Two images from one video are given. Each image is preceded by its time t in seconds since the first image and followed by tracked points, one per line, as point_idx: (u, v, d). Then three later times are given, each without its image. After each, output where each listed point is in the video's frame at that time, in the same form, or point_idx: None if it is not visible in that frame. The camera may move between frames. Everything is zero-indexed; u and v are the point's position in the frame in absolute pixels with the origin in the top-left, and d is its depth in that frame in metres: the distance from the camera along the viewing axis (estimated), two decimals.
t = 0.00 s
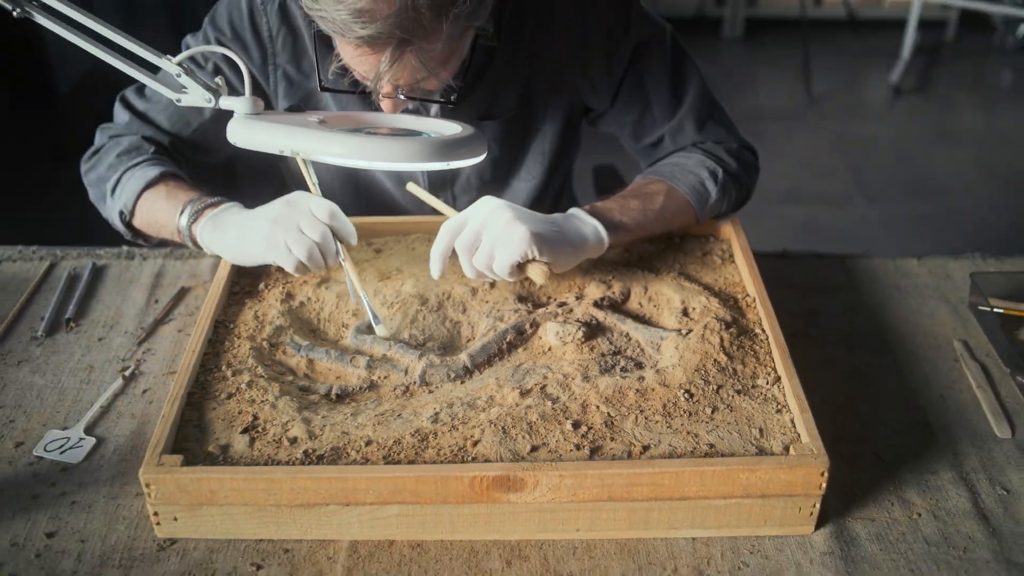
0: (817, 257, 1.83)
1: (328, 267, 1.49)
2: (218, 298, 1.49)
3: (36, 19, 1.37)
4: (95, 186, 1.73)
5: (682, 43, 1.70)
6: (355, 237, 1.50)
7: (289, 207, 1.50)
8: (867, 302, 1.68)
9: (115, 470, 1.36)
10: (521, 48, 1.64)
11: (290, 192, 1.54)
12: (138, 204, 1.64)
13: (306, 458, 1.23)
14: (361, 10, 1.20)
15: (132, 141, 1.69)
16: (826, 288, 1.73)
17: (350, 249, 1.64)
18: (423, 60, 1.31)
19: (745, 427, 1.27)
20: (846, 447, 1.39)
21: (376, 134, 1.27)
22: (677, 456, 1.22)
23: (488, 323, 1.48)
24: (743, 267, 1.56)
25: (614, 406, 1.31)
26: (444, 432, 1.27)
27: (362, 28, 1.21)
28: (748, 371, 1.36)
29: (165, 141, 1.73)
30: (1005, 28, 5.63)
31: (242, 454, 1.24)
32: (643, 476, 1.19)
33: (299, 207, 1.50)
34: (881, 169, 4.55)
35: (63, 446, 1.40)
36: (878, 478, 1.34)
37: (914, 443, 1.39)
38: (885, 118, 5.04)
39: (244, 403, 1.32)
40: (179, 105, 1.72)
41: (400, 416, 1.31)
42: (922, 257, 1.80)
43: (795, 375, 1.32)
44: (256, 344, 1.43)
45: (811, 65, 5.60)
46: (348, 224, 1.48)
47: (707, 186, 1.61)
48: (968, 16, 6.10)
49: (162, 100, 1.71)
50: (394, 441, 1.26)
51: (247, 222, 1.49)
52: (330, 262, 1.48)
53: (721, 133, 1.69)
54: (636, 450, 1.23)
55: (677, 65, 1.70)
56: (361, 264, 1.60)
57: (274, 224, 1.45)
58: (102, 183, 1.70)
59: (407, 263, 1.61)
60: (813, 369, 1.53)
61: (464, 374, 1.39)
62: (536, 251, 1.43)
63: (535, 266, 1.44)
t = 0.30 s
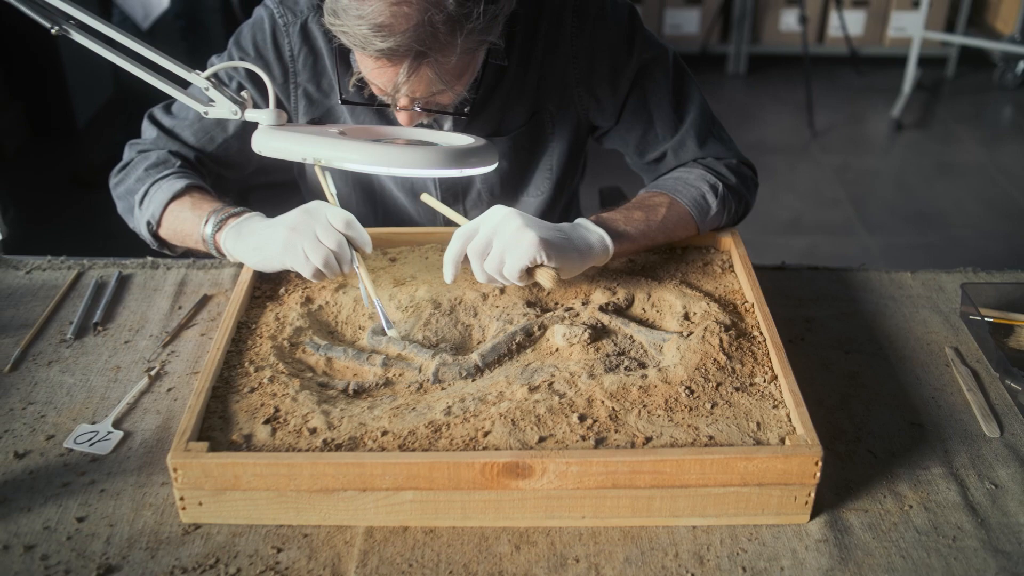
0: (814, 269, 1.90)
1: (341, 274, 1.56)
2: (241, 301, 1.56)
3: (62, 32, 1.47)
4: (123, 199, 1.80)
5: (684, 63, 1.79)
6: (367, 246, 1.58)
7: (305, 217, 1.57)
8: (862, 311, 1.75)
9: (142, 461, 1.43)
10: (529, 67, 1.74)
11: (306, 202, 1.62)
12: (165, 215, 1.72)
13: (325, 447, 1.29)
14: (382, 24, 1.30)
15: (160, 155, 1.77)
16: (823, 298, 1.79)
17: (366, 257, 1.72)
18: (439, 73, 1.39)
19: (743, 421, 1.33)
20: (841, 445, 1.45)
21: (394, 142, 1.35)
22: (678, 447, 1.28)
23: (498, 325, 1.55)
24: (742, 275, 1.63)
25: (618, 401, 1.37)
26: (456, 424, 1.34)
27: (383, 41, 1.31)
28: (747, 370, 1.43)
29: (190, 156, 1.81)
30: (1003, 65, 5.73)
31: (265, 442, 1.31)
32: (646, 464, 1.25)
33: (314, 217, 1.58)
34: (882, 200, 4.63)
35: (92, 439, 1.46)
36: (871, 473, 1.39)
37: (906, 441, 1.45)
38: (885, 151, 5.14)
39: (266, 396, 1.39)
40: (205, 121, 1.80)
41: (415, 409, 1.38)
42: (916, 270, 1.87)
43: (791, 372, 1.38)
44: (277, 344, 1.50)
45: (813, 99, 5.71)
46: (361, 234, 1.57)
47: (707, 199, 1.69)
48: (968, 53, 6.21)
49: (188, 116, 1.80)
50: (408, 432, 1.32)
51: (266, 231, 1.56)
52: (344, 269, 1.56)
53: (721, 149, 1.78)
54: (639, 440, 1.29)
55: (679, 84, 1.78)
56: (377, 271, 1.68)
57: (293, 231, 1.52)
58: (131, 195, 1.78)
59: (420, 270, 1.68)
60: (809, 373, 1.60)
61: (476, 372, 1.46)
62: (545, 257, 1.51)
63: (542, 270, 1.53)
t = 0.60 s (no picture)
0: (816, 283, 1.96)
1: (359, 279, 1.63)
2: (264, 303, 1.63)
3: (101, 48, 1.55)
4: (152, 210, 1.88)
5: (689, 84, 1.87)
6: (385, 252, 1.65)
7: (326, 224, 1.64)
8: (862, 323, 1.81)
9: (168, 455, 1.49)
10: (541, 88, 1.82)
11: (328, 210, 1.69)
12: (192, 225, 1.80)
13: (345, 438, 1.36)
14: (403, 39, 1.38)
15: (187, 169, 1.85)
16: (824, 309, 1.85)
17: (384, 266, 1.79)
18: (456, 87, 1.47)
19: (745, 418, 1.39)
20: (840, 446, 1.50)
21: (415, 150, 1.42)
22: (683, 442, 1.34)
23: (510, 329, 1.61)
24: (745, 285, 1.69)
25: (625, 399, 1.43)
26: (470, 419, 1.40)
27: (403, 55, 1.39)
28: (749, 372, 1.49)
29: (217, 169, 1.88)
30: (1007, 100, 5.82)
31: (288, 434, 1.37)
32: (652, 457, 1.31)
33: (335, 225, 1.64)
34: (887, 230, 4.70)
35: (121, 434, 1.53)
36: (869, 472, 1.45)
37: (903, 443, 1.50)
38: (890, 182, 5.21)
39: (288, 392, 1.46)
40: (231, 136, 1.89)
41: (431, 406, 1.44)
42: (915, 285, 1.93)
43: (791, 373, 1.44)
44: (298, 344, 1.57)
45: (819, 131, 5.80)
46: (380, 240, 1.64)
47: (712, 213, 1.76)
48: (972, 88, 6.31)
49: (215, 132, 1.88)
50: (424, 426, 1.38)
51: (289, 238, 1.63)
52: (363, 274, 1.62)
53: (726, 165, 1.85)
54: (645, 435, 1.35)
55: (684, 104, 1.87)
56: (394, 279, 1.75)
57: (315, 238, 1.59)
58: (159, 206, 1.86)
59: (436, 278, 1.75)
60: (810, 379, 1.65)
61: (489, 373, 1.52)
62: (556, 264, 1.57)
63: (553, 276, 1.58)
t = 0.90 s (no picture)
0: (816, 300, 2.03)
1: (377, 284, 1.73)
2: (287, 312, 1.71)
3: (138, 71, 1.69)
4: (180, 226, 1.97)
5: (691, 110, 1.97)
6: (401, 258, 1.74)
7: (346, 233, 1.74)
8: (860, 336, 1.88)
9: (195, 452, 1.57)
10: (550, 111, 1.92)
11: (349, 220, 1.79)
12: (219, 239, 1.89)
13: (365, 433, 1.43)
14: (423, 61, 1.48)
15: (214, 187, 1.95)
16: (823, 323, 1.93)
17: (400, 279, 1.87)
18: (472, 106, 1.56)
19: (746, 418, 1.45)
20: (837, 448, 1.57)
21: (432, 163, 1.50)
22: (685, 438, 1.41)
23: (521, 337, 1.69)
24: (746, 297, 1.77)
25: (631, 400, 1.51)
26: (483, 417, 1.47)
27: (423, 76, 1.48)
28: (750, 376, 1.56)
29: (242, 187, 1.97)
30: (1008, 139, 5.92)
31: (311, 430, 1.44)
32: (656, 451, 1.38)
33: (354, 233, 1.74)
34: (890, 265, 4.77)
35: (149, 433, 1.60)
36: (865, 473, 1.51)
37: (898, 446, 1.57)
38: (893, 219, 5.30)
39: (311, 392, 1.53)
40: (256, 157, 1.99)
41: (446, 406, 1.51)
42: (912, 302, 2.00)
43: (789, 376, 1.51)
44: (320, 350, 1.65)
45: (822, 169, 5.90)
46: (396, 247, 1.73)
47: (714, 229, 1.85)
48: (974, 128, 6.41)
49: (242, 153, 1.98)
50: (440, 423, 1.45)
51: (312, 247, 1.73)
52: (380, 280, 1.72)
53: (727, 185, 1.94)
54: (650, 432, 1.42)
55: (686, 129, 1.96)
56: (411, 291, 1.83)
57: (335, 246, 1.69)
58: (187, 222, 1.95)
59: (450, 290, 1.83)
60: (809, 388, 1.72)
61: (501, 376, 1.59)
62: (565, 274, 1.65)
63: (563, 287, 1.66)
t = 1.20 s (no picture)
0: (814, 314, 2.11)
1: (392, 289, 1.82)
2: (306, 318, 1.79)
3: (169, 91, 1.80)
4: (204, 239, 2.07)
5: (693, 130, 2.07)
6: (415, 264, 1.83)
7: (362, 242, 1.83)
8: (856, 347, 1.95)
9: (218, 448, 1.64)
10: (558, 132, 2.02)
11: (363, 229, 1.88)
12: (241, 250, 1.98)
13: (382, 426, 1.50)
14: (440, 78, 1.57)
15: (237, 201, 2.04)
16: (821, 335, 2.00)
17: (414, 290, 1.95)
18: (485, 121, 1.65)
19: (745, 415, 1.53)
20: (833, 448, 1.64)
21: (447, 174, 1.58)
22: (687, 432, 1.48)
23: (530, 342, 1.77)
24: (745, 307, 1.85)
25: (635, 398, 1.58)
26: (493, 412, 1.55)
27: (440, 92, 1.58)
28: (748, 378, 1.63)
29: (264, 203, 2.07)
30: (1006, 177, 6.02)
31: (330, 423, 1.52)
32: (658, 443, 1.45)
33: (370, 242, 1.83)
34: (891, 297, 4.85)
35: (175, 430, 1.68)
36: (860, 470, 1.58)
37: (892, 446, 1.64)
38: (893, 253, 5.38)
39: (330, 390, 1.61)
40: (277, 174, 2.08)
41: (458, 403, 1.59)
42: (906, 316, 2.08)
43: (786, 376, 1.58)
44: (338, 353, 1.73)
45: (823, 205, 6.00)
46: (409, 254, 1.82)
47: (714, 243, 1.93)
48: (972, 166, 6.52)
49: (264, 169, 2.08)
50: (453, 418, 1.53)
51: (331, 256, 1.82)
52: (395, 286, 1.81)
53: (727, 203, 2.03)
54: (654, 427, 1.49)
55: (688, 149, 2.06)
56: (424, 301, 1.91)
57: (352, 255, 1.79)
58: (211, 235, 2.04)
59: (462, 300, 1.91)
60: (806, 393, 1.79)
61: (511, 377, 1.67)
62: (572, 283, 1.73)
63: (570, 295, 1.74)
